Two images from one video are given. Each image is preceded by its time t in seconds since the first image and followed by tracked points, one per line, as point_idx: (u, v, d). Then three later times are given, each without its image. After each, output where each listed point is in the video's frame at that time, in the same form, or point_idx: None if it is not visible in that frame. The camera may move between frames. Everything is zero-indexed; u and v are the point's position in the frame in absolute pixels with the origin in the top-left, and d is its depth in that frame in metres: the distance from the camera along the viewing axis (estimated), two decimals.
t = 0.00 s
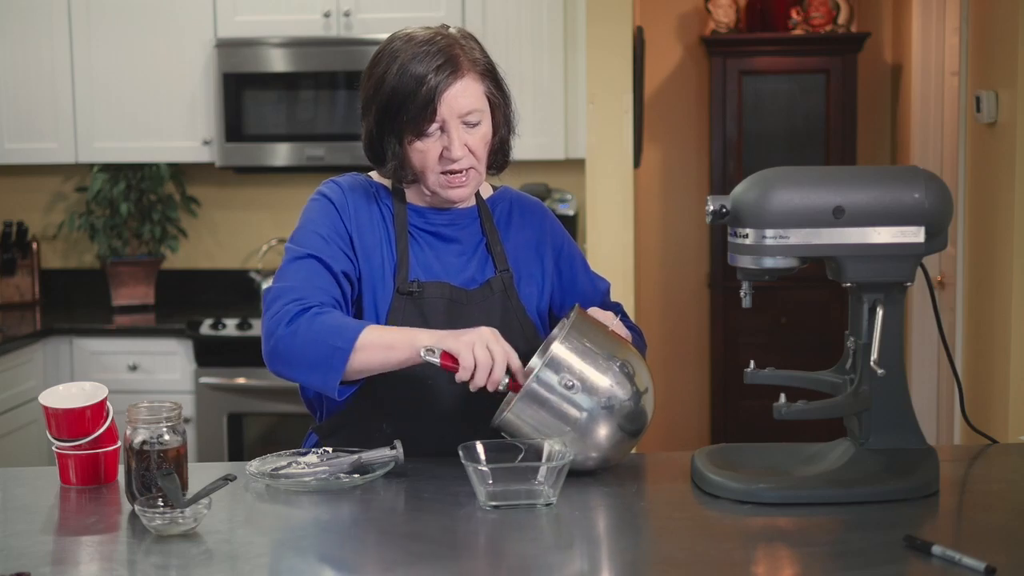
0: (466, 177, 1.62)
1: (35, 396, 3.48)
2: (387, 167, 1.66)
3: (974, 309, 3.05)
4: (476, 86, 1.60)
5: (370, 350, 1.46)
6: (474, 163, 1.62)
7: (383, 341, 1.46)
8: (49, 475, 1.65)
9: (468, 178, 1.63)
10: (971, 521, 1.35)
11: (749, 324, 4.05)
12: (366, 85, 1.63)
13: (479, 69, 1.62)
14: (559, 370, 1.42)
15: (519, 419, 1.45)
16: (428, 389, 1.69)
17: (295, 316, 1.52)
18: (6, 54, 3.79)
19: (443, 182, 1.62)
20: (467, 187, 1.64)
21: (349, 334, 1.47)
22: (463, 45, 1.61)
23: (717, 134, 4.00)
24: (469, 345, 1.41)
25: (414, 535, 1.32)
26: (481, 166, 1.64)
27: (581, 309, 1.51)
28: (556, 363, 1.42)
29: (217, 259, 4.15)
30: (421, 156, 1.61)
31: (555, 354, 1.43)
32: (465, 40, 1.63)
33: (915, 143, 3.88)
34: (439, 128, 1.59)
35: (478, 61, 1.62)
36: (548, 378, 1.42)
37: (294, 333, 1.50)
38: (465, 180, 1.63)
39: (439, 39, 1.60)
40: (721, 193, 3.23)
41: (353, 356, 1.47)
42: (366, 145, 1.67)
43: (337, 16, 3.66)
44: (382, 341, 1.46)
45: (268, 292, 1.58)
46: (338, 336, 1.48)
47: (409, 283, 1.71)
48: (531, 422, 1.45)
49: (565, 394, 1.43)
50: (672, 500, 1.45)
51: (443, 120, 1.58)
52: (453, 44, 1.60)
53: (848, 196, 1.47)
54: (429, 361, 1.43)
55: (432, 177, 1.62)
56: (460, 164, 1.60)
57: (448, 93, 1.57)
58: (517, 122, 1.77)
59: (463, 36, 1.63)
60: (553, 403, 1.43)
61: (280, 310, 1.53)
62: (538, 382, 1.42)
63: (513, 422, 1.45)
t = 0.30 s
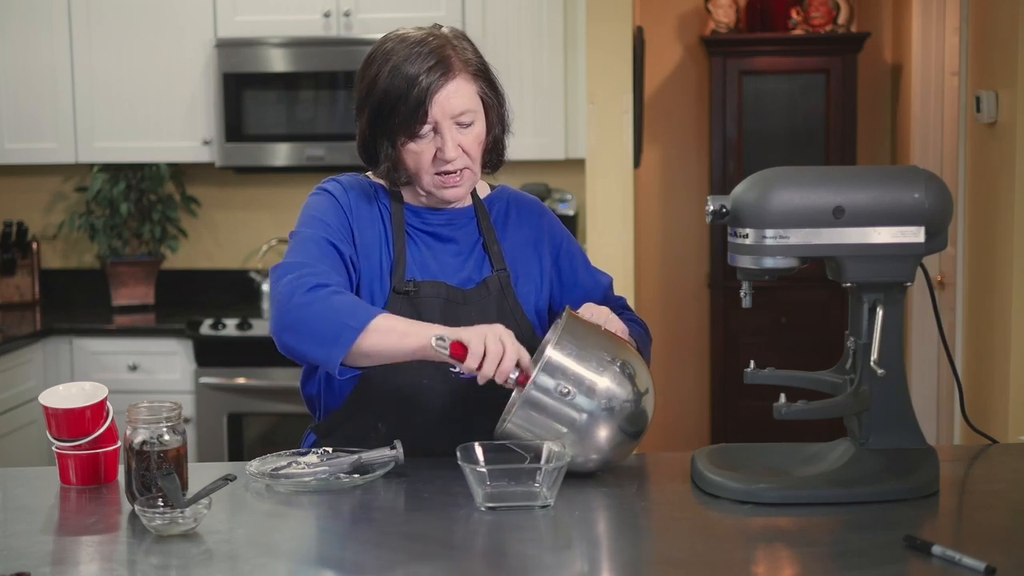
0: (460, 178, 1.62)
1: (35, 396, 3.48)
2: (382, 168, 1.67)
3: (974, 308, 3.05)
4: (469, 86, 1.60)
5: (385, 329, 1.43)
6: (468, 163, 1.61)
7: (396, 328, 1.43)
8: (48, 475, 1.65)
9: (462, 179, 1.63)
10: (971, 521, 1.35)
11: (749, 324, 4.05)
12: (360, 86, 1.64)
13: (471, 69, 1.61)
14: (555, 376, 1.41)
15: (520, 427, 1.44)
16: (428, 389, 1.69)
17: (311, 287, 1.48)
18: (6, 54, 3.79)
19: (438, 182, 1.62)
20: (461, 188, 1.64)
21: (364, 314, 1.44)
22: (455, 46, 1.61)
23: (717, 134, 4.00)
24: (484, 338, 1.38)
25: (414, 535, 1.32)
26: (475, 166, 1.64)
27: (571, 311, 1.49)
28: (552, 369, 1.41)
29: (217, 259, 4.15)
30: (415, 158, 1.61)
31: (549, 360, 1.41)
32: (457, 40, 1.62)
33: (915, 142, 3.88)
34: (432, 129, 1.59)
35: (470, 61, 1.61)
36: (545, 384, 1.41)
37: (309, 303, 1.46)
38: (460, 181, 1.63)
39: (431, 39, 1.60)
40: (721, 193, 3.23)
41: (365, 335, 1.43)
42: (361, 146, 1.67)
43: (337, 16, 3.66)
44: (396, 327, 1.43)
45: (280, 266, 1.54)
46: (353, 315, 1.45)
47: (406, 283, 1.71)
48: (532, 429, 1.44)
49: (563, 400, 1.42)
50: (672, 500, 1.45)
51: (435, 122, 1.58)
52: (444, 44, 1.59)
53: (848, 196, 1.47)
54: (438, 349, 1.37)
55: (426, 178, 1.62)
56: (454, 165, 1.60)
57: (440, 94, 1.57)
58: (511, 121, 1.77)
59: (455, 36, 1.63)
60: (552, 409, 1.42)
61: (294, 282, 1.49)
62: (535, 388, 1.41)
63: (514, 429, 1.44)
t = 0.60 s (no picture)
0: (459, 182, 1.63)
1: (35, 397, 3.48)
2: (380, 173, 1.67)
3: (974, 308, 3.05)
4: (465, 89, 1.60)
5: (360, 354, 1.47)
6: (466, 166, 1.62)
7: (374, 349, 1.46)
8: (49, 475, 1.65)
9: (461, 181, 1.64)
10: (971, 521, 1.36)
11: (749, 324, 4.06)
12: (356, 92, 1.63)
13: (466, 72, 1.61)
14: (568, 370, 1.42)
15: (529, 418, 1.44)
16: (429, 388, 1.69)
17: (285, 319, 1.52)
18: (7, 53, 3.79)
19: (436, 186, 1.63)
20: (460, 191, 1.65)
21: (338, 340, 1.48)
22: (450, 49, 1.61)
23: (716, 134, 3.99)
24: (468, 349, 1.42)
25: (413, 535, 1.32)
26: (473, 168, 1.64)
27: (589, 309, 1.51)
28: (565, 361, 1.43)
29: (217, 260, 4.15)
30: (413, 162, 1.61)
31: (563, 351, 1.43)
32: (451, 43, 1.62)
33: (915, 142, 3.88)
34: (429, 134, 1.59)
35: (466, 64, 1.61)
36: (557, 376, 1.42)
37: (285, 337, 1.50)
38: (458, 184, 1.64)
39: (426, 43, 1.59)
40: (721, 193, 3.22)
41: (343, 364, 1.47)
42: (357, 152, 1.67)
43: (337, 16, 3.66)
44: (373, 349, 1.46)
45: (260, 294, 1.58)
46: (329, 342, 1.48)
47: (403, 285, 1.70)
48: (542, 422, 1.44)
49: (573, 394, 1.43)
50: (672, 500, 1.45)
51: (432, 126, 1.58)
52: (439, 48, 1.59)
53: (848, 196, 1.47)
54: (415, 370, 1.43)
55: (425, 182, 1.63)
56: (452, 168, 1.61)
57: (437, 99, 1.57)
58: (507, 121, 1.77)
59: (449, 39, 1.63)
60: (562, 403, 1.43)
61: (271, 314, 1.53)
62: (546, 379, 1.42)
63: (524, 420, 1.44)
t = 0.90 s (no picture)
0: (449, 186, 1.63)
1: (35, 397, 3.48)
2: (369, 180, 1.67)
3: (974, 308, 3.05)
4: (450, 94, 1.60)
5: (372, 370, 1.48)
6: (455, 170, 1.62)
7: (386, 361, 1.48)
8: (48, 475, 1.65)
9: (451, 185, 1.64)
10: (972, 521, 1.36)
11: (749, 324, 4.06)
12: (343, 100, 1.64)
13: (451, 76, 1.61)
14: (596, 365, 1.43)
15: (550, 401, 1.44)
16: (430, 388, 1.69)
17: (294, 341, 1.53)
18: (7, 53, 3.79)
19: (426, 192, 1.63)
20: (451, 194, 1.65)
21: (350, 358, 1.49)
22: (433, 54, 1.60)
23: (716, 134, 3.99)
24: (470, 348, 1.41)
25: (414, 535, 1.32)
26: (463, 171, 1.64)
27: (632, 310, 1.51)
28: (595, 356, 1.43)
29: (216, 259, 4.15)
30: (402, 169, 1.62)
31: (598, 344, 1.43)
32: (434, 48, 1.62)
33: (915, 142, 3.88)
34: (416, 141, 1.59)
35: (450, 68, 1.61)
36: (584, 370, 1.42)
37: (297, 360, 1.51)
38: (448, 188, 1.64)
39: (409, 50, 1.59)
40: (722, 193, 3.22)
41: (357, 380, 1.49)
42: (345, 159, 1.68)
43: (337, 16, 3.67)
44: (385, 361, 1.48)
45: (267, 316, 1.58)
46: (340, 361, 1.49)
47: (400, 286, 1.71)
48: (559, 411, 1.44)
49: (596, 390, 1.43)
50: (672, 500, 1.45)
51: (419, 134, 1.58)
52: (422, 54, 1.59)
53: (848, 196, 1.47)
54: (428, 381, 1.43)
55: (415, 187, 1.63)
56: (441, 174, 1.61)
57: (423, 106, 1.57)
58: (497, 122, 1.77)
59: (433, 43, 1.62)
60: (584, 397, 1.43)
61: (280, 337, 1.54)
62: (574, 370, 1.42)
63: (544, 403, 1.44)
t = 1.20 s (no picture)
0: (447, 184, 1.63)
1: (35, 397, 3.48)
2: (368, 178, 1.67)
3: (974, 308, 3.05)
4: (448, 92, 1.60)
5: (419, 357, 1.49)
6: (454, 168, 1.62)
7: (430, 349, 1.49)
8: (48, 475, 1.65)
9: (449, 183, 1.64)
10: (971, 520, 1.36)
11: (749, 324, 4.06)
12: (342, 98, 1.64)
13: (449, 74, 1.61)
14: (566, 361, 1.42)
15: (528, 402, 1.45)
16: (430, 388, 1.69)
17: (337, 322, 1.53)
18: (7, 53, 3.79)
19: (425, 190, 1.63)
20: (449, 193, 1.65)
21: (395, 343, 1.50)
22: (432, 52, 1.60)
23: (716, 133, 3.99)
24: (526, 334, 1.45)
25: (414, 534, 1.32)
26: (462, 169, 1.64)
27: (606, 305, 1.50)
28: (564, 351, 1.42)
29: (216, 259, 4.15)
30: (401, 167, 1.62)
31: (564, 339, 1.42)
32: (433, 46, 1.62)
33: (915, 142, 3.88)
34: (414, 138, 1.59)
35: (448, 67, 1.61)
36: (555, 365, 1.42)
37: (340, 340, 1.51)
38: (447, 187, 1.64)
39: (407, 49, 1.59)
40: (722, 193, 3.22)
41: (400, 366, 1.49)
42: (344, 157, 1.68)
43: (337, 16, 3.67)
44: (429, 349, 1.49)
45: (297, 299, 1.57)
46: (384, 345, 1.50)
47: (400, 285, 1.71)
48: (540, 409, 1.45)
49: (570, 385, 1.43)
50: (672, 500, 1.45)
51: (418, 131, 1.58)
52: (421, 52, 1.59)
53: (848, 196, 1.47)
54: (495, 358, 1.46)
55: (414, 185, 1.63)
56: (440, 172, 1.61)
57: (421, 103, 1.57)
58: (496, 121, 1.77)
59: (432, 42, 1.62)
60: (560, 395, 1.43)
61: (320, 317, 1.54)
62: (544, 368, 1.42)
63: (523, 404, 1.45)
